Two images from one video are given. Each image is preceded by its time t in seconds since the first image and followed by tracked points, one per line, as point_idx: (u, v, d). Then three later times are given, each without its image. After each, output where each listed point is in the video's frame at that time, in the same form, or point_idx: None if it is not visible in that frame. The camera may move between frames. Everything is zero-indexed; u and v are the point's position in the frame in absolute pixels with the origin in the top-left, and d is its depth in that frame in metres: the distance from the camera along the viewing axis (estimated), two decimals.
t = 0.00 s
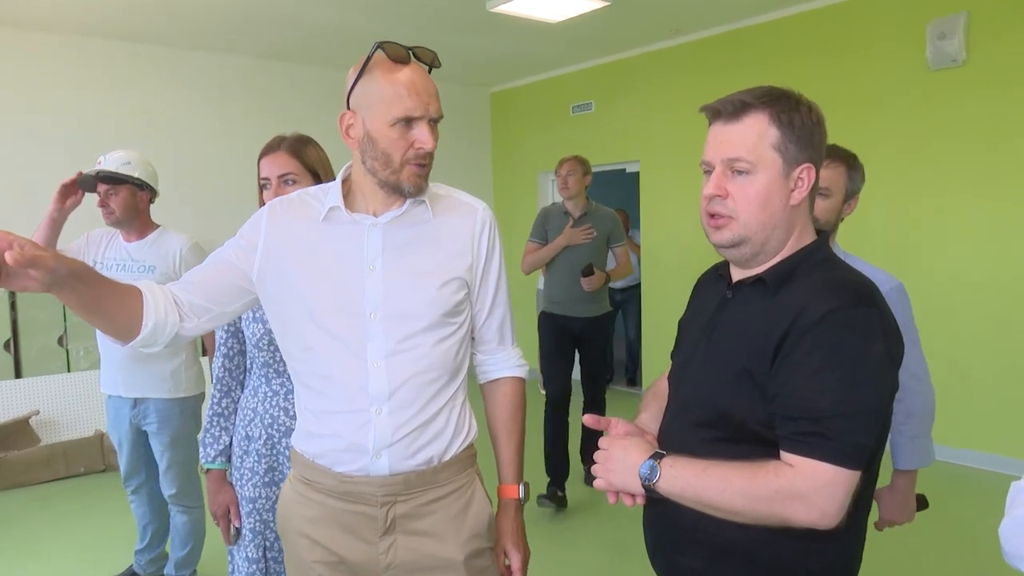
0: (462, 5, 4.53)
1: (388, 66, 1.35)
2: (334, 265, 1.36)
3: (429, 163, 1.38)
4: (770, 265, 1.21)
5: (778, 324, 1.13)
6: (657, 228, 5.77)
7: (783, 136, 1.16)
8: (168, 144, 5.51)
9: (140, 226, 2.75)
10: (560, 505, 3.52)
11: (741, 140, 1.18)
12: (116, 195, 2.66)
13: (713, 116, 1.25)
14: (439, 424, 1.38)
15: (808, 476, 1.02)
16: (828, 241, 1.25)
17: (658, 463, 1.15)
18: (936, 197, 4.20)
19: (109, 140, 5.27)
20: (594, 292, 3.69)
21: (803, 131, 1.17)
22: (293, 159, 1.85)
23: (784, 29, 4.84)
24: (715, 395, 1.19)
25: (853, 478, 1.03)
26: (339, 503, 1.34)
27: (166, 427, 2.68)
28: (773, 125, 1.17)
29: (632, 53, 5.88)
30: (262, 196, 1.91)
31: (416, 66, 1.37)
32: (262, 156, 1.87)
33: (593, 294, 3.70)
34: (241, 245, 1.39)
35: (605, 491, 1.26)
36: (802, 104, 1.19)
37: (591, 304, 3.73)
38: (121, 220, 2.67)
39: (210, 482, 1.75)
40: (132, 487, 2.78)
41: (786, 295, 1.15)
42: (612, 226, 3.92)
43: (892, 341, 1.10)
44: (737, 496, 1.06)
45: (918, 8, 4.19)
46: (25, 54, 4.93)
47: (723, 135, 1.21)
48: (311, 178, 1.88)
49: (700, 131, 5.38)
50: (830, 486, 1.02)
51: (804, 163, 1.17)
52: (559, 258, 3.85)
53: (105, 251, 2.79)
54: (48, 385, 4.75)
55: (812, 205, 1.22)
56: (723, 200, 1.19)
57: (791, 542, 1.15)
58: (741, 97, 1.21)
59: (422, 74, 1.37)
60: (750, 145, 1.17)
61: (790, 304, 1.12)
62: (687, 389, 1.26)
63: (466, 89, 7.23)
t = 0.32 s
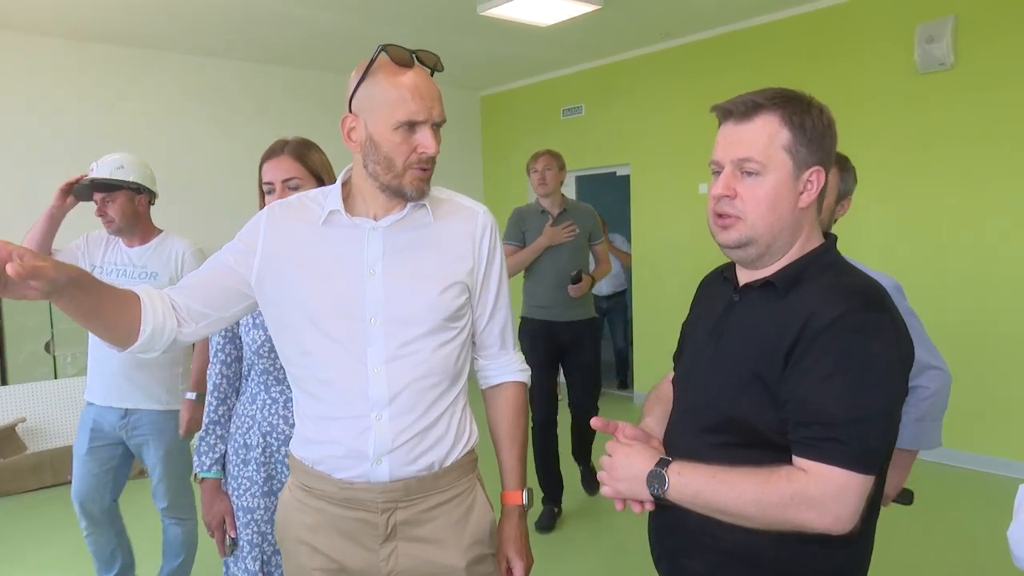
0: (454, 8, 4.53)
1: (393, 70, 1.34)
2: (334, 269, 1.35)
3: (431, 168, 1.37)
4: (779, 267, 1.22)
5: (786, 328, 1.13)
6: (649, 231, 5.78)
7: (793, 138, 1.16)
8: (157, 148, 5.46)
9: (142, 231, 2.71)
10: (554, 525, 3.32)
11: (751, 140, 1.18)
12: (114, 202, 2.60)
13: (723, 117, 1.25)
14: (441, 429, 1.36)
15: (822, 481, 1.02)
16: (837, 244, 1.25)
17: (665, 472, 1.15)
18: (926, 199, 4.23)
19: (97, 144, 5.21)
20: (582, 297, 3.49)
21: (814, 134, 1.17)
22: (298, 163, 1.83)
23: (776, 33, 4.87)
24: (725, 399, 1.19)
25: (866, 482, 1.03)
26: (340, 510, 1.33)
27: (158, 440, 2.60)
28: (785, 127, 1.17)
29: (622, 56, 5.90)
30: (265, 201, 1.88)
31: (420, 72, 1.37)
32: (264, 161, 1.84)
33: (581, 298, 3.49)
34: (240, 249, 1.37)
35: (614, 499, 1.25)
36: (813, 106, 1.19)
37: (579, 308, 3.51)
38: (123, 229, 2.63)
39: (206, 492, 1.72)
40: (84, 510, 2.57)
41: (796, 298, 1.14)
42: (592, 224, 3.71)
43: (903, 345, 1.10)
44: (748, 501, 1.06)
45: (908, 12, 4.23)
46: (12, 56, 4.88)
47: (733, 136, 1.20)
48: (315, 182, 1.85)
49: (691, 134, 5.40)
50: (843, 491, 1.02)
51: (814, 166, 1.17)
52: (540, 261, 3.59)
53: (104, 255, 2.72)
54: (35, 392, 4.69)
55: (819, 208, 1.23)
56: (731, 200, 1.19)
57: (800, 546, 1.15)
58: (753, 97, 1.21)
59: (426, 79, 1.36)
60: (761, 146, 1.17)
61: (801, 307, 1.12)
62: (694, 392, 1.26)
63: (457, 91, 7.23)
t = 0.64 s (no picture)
0: (449, 11, 4.53)
1: (398, 72, 1.33)
2: (336, 274, 1.34)
3: (435, 171, 1.36)
4: (785, 272, 1.22)
5: (794, 333, 1.13)
6: (643, 234, 5.80)
7: (802, 140, 1.17)
8: (150, 150, 5.43)
9: (114, 236, 2.57)
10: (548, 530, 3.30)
11: (760, 142, 1.18)
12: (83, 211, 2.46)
13: (730, 118, 1.25)
14: (444, 434, 1.36)
15: (831, 488, 1.02)
16: (843, 249, 1.25)
17: (671, 482, 1.15)
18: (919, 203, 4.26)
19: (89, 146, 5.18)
20: (572, 307, 3.17)
21: (822, 137, 1.17)
22: (274, 166, 1.78)
23: (769, 37, 4.88)
24: (733, 404, 1.19)
25: (875, 489, 1.03)
26: (340, 516, 1.31)
27: (145, 456, 2.37)
28: (794, 130, 1.17)
29: (616, 60, 5.91)
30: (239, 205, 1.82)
31: (427, 75, 1.36)
32: (239, 163, 1.79)
33: (571, 308, 3.17)
34: (242, 252, 1.36)
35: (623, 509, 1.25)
36: (821, 109, 1.20)
37: (569, 320, 3.20)
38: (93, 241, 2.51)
39: (177, 503, 1.70)
40: (63, 543, 2.27)
41: (804, 304, 1.14)
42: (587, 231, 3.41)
43: (912, 350, 1.10)
44: (757, 507, 1.06)
45: (900, 17, 4.25)
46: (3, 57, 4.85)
47: (741, 138, 1.21)
48: (292, 187, 1.80)
49: (685, 138, 5.42)
50: (853, 497, 1.02)
51: (822, 169, 1.18)
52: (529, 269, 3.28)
53: (73, 260, 2.58)
54: (24, 396, 4.65)
55: (825, 212, 1.23)
56: (739, 203, 1.19)
57: (810, 551, 1.15)
58: (762, 99, 1.21)
59: (432, 83, 1.36)
60: (770, 148, 1.17)
61: (809, 312, 1.12)
62: (700, 399, 1.26)
63: (450, 94, 7.22)
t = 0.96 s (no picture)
0: (444, 14, 4.53)
1: (400, 75, 1.33)
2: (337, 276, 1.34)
3: (435, 174, 1.36)
4: (786, 276, 1.23)
5: (796, 339, 1.14)
6: (636, 238, 5.81)
7: (806, 144, 1.17)
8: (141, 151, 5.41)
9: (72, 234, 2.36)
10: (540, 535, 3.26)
11: (764, 144, 1.19)
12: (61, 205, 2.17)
13: (737, 120, 1.27)
14: (446, 437, 1.36)
15: (833, 494, 1.02)
16: (846, 254, 1.25)
17: (669, 486, 1.15)
18: (912, 207, 4.28)
19: (79, 145, 5.15)
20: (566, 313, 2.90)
21: (827, 143, 1.17)
22: (208, 170, 1.62)
23: (764, 41, 4.90)
24: (734, 408, 1.20)
25: (877, 495, 1.04)
26: (340, 519, 1.31)
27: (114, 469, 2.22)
28: (797, 133, 1.18)
29: (610, 63, 5.92)
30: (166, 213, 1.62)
31: (428, 79, 1.36)
32: (170, 166, 1.62)
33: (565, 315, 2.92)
34: (244, 254, 1.36)
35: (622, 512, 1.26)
36: (828, 115, 1.20)
37: (565, 329, 2.96)
38: (46, 235, 2.30)
39: (98, 526, 1.49)
40: (27, 563, 2.15)
41: (807, 309, 1.15)
42: (599, 235, 3.13)
43: (916, 357, 1.11)
44: (757, 511, 1.07)
45: (894, 22, 4.28)
46: None
47: (745, 139, 1.22)
48: (227, 193, 1.63)
49: (679, 142, 5.44)
50: (855, 504, 1.02)
51: (825, 175, 1.18)
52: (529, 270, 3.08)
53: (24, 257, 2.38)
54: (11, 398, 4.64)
55: (829, 219, 1.23)
56: (738, 204, 1.21)
57: (811, 557, 1.15)
58: (769, 102, 1.23)
59: (432, 87, 1.36)
60: (771, 152, 1.18)
61: (813, 317, 1.13)
62: (703, 403, 1.26)
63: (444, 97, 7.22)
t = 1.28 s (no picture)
0: (437, 18, 4.53)
1: (394, 80, 1.33)
2: (336, 279, 1.34)
3: (432, 178, 1.35)
4: (784, 281, 1.24)
5: (798, 342, 1.15)
6: (628, 241, 5.83)
7: (783, 154, 1.18)
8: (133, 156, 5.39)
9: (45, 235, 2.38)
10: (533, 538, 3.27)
11: (745, 153, 1.21)
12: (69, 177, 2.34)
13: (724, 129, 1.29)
14: (447, 440, 1.36)
15: (840, 497, 1.02)
16: (845, 258, 1.26)
17: (678, 465, 1.14)
18: (903, 210, 4.32)
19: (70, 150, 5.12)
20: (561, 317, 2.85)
21: (809, 150, 1.17)
22: (138, 171, 1.55)
23: (755, 45, 4.94)
24: (736, 411, 1.21)
25: (881, 498, 1.04)
26: (340, 523, 1.30)
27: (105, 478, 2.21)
28: (776, 143, 1.19)
29: (603, 67, 5.95)
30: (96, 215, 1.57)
31: (424, 82, 1.35)
32: (99, 167, 1.56)
33: (562, 320, 2.86)
34: (242, 258, 1.35)
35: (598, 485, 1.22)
36: (814, 122, 1.20)
37: (566, 337, 2.90)
38: (25, 231, 2.27)
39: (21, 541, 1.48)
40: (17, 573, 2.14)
41: (809, 313, 1.16)
42: (597, 238, 3.12)
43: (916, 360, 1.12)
44: (765, 512, 1.06)
45: (883, 27, 4.32)
46: None
47: (731, 148, 1.24)
48: (158, 194, 1.57)
49: (672, 145, 5.46)
50: (860, 508, 1.03)
51: (807, 183, 1.17)
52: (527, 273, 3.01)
53: None
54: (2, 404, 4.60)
55: (824, 220, 1.22)
56: (721, 210, 1.23)
57: (811, 560, 1.16)
58: (752, 111, 1.24)
59: (428, 91, 1.35)
60: (751, 161, 1.20)
61: (817, 321, 1.14)
62: (705, 406, 1.27)
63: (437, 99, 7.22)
